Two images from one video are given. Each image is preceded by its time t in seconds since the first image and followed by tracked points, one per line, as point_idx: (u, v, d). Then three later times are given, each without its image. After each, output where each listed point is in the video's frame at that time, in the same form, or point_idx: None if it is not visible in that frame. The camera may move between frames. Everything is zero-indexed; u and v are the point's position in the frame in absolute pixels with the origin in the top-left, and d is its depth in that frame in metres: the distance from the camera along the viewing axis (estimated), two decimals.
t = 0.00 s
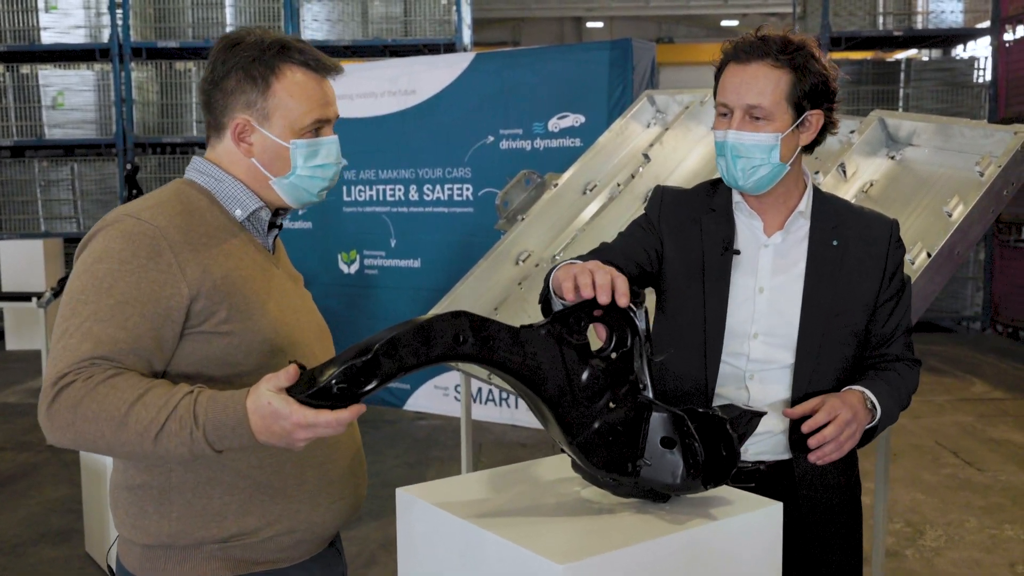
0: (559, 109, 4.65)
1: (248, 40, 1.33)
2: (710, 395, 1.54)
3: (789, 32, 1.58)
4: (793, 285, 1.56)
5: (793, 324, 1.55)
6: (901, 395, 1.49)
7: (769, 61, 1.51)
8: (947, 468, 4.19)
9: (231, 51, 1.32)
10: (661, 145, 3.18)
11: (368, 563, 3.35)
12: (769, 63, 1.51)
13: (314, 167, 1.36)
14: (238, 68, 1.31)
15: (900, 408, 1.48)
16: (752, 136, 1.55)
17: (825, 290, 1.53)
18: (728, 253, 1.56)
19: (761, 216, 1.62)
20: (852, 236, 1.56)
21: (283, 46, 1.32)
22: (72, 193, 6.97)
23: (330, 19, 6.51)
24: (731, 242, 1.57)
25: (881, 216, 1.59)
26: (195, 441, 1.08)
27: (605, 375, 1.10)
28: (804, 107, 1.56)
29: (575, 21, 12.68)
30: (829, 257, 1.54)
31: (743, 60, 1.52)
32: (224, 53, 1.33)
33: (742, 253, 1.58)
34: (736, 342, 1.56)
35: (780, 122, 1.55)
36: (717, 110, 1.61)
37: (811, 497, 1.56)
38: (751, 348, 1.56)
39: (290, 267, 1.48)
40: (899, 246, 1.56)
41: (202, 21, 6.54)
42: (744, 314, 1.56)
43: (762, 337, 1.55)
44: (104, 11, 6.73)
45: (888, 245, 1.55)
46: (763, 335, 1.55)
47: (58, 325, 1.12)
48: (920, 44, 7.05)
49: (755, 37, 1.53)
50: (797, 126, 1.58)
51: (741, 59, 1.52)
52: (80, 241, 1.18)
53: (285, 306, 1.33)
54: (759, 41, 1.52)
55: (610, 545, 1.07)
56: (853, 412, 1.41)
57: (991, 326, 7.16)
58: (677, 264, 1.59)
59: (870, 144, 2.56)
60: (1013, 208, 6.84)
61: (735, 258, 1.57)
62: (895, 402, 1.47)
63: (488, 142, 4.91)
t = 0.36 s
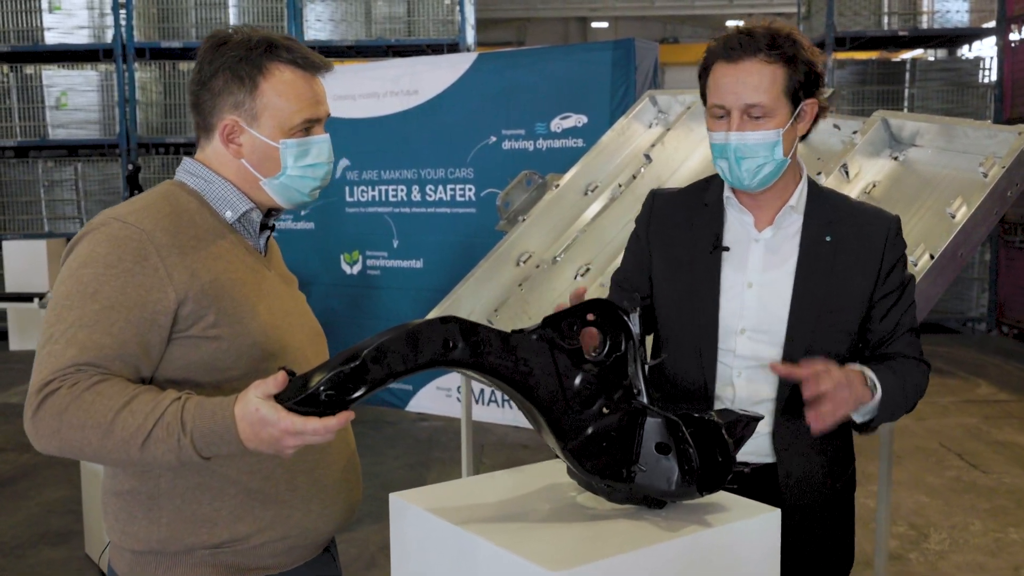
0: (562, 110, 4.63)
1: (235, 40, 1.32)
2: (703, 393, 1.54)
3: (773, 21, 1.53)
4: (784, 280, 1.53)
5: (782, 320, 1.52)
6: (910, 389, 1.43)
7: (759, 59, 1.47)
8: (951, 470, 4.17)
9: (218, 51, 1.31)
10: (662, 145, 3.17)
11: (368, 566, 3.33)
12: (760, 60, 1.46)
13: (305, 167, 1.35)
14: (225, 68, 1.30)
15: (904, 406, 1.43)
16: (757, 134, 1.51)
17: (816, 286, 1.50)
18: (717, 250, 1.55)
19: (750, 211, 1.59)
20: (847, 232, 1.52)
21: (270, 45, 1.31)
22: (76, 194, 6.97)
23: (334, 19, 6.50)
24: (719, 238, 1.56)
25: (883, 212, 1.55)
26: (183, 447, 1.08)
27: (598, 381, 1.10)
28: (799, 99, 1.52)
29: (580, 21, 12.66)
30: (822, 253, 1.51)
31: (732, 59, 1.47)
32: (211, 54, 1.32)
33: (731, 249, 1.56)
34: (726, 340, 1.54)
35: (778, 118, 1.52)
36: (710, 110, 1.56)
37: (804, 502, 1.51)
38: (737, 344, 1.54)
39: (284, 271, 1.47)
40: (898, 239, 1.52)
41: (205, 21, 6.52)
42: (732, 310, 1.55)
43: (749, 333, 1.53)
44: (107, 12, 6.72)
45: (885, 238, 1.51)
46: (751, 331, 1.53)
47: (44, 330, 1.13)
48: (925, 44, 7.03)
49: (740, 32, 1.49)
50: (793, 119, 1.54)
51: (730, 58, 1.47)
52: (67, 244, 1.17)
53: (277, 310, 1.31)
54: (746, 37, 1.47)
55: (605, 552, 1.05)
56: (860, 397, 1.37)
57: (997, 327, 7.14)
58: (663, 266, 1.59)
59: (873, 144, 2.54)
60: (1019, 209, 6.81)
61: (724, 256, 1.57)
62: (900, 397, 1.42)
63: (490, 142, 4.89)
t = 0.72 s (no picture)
0: (567, 110, 4.60)
1: (228, 39, 1.33)
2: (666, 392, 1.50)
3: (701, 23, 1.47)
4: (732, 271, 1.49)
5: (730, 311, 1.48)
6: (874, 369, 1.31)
7: (699, 65, 1.39)
8: (959, 474, 4.14)
9: (211, 51, 1.33)
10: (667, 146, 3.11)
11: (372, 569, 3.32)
12: (704, 66, 1.39)
13: (298, 169, 1.37)
14: (217, 69, 1.32)
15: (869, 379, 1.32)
16: (715, 140, 1.44)
17: (761, 273, 1.46)
18: (672, 251, 1.55)
19: (703, 207, 1.56)
20: (797, 216, 1.46)
21: (263, 46, 1.33)
22: (82, 194, 6.98)
23: (340, 20, 6.49)
24: (674, 240, 1.55)
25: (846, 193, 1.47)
26: (176, 452, 1.08)
27: (595, 386, 1.09)
28: (747, 95, 1.45)
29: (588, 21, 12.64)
30: (770, 240, 1.46)
31: (674, 68, 1.39)
32: (203, 53, 1.34)
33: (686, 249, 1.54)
34: (685, 338, 1.51)
35: (729, 117, 1.45)
36: (655, 115, 1.47)
37: (791, 504, 1.44)
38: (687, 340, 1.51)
39: (280, 271, 1.47)
40: (857, 213, 1.43)
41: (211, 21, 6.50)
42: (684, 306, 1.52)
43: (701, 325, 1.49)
44: (114, 12, 6.72)
45: (840, 214, 1.44)
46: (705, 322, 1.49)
47: (35, 335, 1.13)
48: (933, 44, 6.99)
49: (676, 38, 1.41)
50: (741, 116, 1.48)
51: (671, 66, 1.39)
52: (58, 250, 1.18)
53: (271, 315, 1.32)
54: (682, 43, 1.40)
55: (602, 558, 1.04)
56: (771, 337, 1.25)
57: (1006, 329, 7.09)
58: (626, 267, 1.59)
59: (879, 145, 2.52)
60: None
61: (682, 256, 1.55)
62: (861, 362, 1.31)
63: (496, 143, 4.88)
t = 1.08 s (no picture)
0: (574, 110, 4.58)
1: (224, 38, 1.36)
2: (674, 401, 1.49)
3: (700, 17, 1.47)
4: (733, 277, 1.48)
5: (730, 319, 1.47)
6: (907, 391, 1.27)
7: (686, 61, 1.40)
8: (971, 476, 4.10)
9: (206, 50, 1.35)
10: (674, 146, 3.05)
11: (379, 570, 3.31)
12: (691, 62, 1.40)
13: (292, 169, 1.38)
14: (211, 67, 1.34)
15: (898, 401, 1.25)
16: (704, 138, 1.45)
17: (761, 280, 1.44)
18: (671, 260, 1.54)
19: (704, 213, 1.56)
20: (799, 220, 1.45)
21: (258, 44, 1.34)
22: (92, 195, 6.98)
23: (349, 20, 6.48)
24: (674, 247, 1.55)
25: (854, 193, 1.45)
26: (169, 459, 1.10)
27: (594, 391, 1.09)
28: (739, 91, 1.45)
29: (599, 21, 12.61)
30: (773, 244, 1.45)
31: (661, 65, 1.41)
32: (200, 49, 1.36)
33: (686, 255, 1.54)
34: (688, 348, 1.50)
35: (723, 116, 1.45)
36: (646, 115, 1.49)
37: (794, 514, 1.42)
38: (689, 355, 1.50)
39: (275, 271, 1.48)
40: (864, 214, 1.41)
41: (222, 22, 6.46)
42: (687, 314, 1.51)
43: (704, 336, 1.48)
44: (124, 13, 6.71)
45: (844, 215, 1.41)
46: (708, 331, 1.48)
47: (26, 338, 1.14)
48: (945, 43, 6.94)
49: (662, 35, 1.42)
50: (738, 115, 1.48)
51: (659, 63, 1.41)
52: (50, 252, 1.20)
53: (266, 318, 1.33)
54: (670, 41, 1.41)
55: (597, 564, 1.02)
56: (847, 384, 1.19)
57: (1019, 330, 7.04)
58: (630, 274, 1.58)
59: (889, 144, 2.48)
60: None
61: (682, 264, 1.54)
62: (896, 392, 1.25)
63: (504, 143, 4.86)
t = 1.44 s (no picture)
0: (582, 111, 4.56)
1: (218, 41, 1.45)
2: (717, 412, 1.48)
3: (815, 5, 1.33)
4: (802, 299, 1.41)
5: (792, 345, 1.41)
6: (951, 468, 1.19)
7: (790, 62, 1.27)
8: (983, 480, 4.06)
9: (201, 53, 1.45)
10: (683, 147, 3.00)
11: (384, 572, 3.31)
12: (794, 64, 1.27)
13: (282, 171, 1.49)
14: (206, 69, 1.44)
15: (936, 475, 1.18)
16: (794, 151, 1.33)
17: (828, 311, 1.36)
18: (737, 262, 1.49)
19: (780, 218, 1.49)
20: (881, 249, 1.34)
21: (252, 48, 1.44)
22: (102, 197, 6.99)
23: (359, 22, 6.49)
24: (742, 248, 1.50)
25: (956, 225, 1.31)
26: (160, 464, 1.18)
27: (589, 397, 1.12)
28: (844, 102, 1.32)
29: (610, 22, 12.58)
30: (848, 275, 1.35)
31: (761, 60, 1.28)
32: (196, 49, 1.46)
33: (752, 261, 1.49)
34: (744, 367, 1.46)
35: (820, 128, 1.33)
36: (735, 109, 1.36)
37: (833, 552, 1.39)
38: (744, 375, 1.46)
39: (270, 272, 1.55)
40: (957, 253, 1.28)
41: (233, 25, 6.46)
42: (744, 329, 1.47)
43: (760, 357, 1.44)
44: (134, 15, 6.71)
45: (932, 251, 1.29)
46: (765, 352, 1.44)
47: (17, 339, 1.22)
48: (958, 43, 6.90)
49: (771, 25, 1.29)
50: (838, 126, 1.35)
51: (759, 58, 1.28)
52: (42, 256, 1.27)
53: (259, 323, 1.40)
54: (777, 32, 1.28)
55: (582, 565, 1.02)
56: (836, 460, 1.10)
57: None
58: (692, 270, 1.55)
59: (898, 145, 2.45)
60: None
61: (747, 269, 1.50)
62: (927, 474, 1.18)
63: (512, 145, 4.84)
